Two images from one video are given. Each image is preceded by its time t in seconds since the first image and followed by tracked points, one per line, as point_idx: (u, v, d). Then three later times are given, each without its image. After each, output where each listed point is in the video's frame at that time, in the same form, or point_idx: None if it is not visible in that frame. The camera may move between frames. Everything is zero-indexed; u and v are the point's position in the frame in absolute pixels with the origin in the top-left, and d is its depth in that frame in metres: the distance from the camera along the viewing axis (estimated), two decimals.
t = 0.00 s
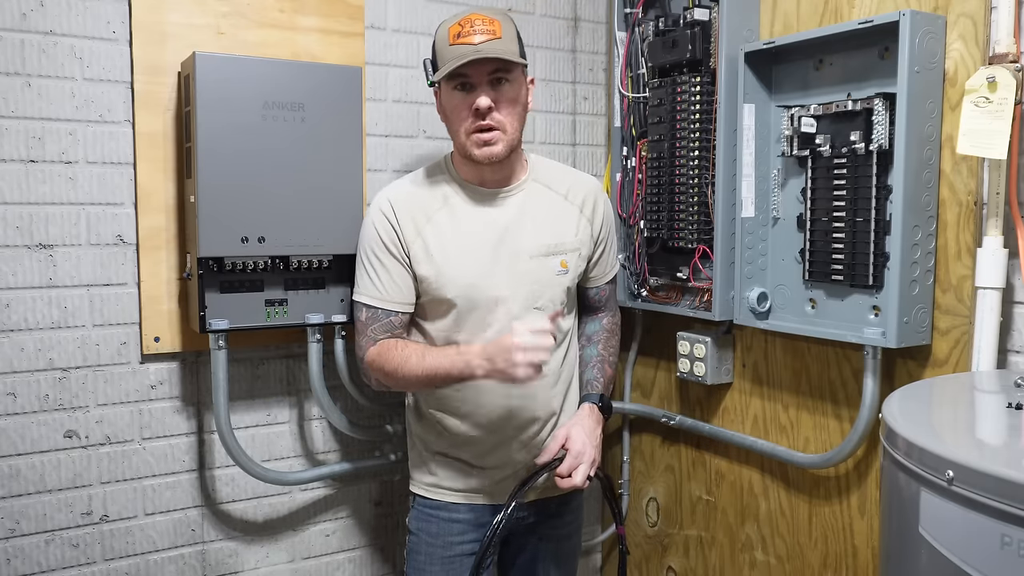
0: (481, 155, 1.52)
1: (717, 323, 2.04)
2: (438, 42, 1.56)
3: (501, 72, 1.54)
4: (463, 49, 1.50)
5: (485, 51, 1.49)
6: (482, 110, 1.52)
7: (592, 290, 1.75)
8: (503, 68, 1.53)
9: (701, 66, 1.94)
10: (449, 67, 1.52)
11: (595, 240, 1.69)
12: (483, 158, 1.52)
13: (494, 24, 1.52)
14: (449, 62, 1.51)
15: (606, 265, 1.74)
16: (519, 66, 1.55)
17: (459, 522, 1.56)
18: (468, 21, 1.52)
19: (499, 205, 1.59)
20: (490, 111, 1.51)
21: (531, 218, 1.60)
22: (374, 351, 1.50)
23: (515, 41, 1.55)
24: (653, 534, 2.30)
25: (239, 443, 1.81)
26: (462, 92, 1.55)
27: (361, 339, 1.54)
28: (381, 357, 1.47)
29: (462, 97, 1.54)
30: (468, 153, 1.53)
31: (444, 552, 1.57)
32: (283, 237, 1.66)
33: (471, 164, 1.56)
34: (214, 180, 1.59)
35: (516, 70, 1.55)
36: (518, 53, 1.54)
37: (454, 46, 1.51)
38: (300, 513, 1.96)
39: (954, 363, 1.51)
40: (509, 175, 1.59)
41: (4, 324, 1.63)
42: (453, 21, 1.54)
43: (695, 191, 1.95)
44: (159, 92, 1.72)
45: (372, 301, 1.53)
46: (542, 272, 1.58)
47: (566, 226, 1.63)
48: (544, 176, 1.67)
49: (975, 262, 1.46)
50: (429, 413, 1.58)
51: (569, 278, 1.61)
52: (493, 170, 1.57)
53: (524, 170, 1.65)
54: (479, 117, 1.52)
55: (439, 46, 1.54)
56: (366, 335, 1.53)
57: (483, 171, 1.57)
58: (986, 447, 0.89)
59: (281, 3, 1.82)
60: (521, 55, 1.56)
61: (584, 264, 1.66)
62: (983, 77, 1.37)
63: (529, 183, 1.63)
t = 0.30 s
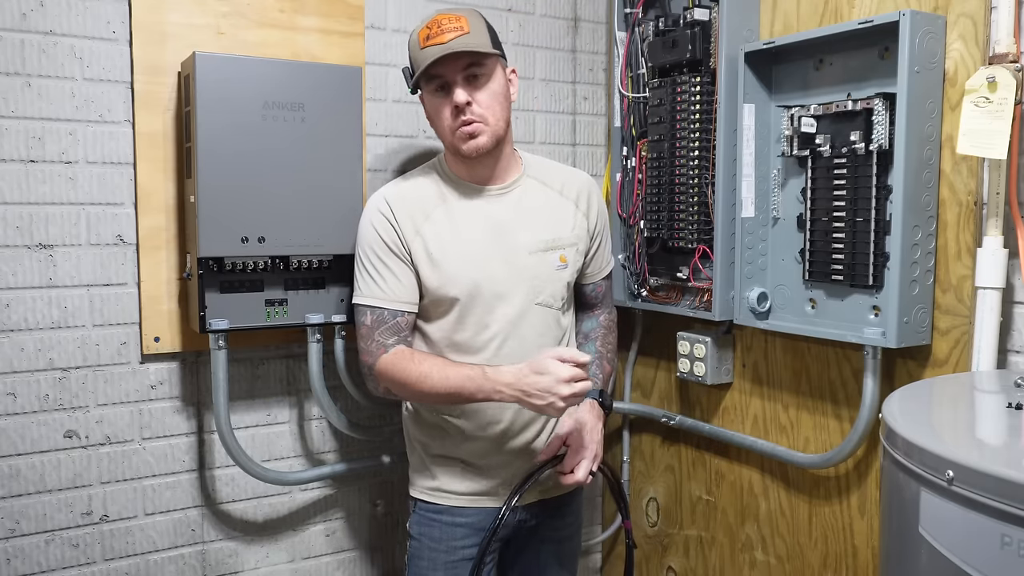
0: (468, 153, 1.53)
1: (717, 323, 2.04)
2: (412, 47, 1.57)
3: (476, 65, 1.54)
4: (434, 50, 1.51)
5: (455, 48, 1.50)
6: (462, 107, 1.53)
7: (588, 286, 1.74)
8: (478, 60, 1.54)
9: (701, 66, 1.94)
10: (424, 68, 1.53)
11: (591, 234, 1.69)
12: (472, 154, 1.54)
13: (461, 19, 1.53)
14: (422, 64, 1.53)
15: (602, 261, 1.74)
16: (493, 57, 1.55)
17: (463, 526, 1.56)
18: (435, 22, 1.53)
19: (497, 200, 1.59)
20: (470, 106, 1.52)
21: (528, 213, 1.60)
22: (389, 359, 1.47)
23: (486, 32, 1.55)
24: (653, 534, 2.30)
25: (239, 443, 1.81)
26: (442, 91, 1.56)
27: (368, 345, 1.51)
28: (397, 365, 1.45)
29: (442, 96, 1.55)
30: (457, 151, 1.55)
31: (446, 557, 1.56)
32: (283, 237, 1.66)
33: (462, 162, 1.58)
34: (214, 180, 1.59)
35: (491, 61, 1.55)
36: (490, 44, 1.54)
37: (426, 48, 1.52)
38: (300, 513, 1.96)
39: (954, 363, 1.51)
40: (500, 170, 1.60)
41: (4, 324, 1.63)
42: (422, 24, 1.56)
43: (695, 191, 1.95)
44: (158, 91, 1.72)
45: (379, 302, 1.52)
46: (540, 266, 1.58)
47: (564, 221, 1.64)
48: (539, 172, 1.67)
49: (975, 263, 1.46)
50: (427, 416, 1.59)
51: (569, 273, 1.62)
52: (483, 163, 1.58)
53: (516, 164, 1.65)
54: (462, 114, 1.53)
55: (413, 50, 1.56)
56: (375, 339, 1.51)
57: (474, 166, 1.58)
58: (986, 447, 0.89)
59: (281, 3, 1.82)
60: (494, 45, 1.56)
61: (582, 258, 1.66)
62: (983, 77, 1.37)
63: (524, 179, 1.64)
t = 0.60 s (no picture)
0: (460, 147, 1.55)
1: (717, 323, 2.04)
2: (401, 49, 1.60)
3: (465, 61, 1.57)
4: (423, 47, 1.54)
5: (443, 43, 1.53)
6: (454, 102, 1.54)
7: (585, 282, 1.74)
8: (466, 55, 1.56)
9: (701, 66, 1.94)
10: (414, 66, 1.57)
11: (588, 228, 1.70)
12: (467, 147, 1.55)
13: (447, 16, 1.56)
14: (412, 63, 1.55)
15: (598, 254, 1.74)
16: (481, 50, 1.57)
17: (469, 530, 1.56)
18: (421, 21, 1.56)
19: (496, 193, 1.60)
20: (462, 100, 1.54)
21: (527, 206, 1.61)
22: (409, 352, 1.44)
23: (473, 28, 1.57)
24: (653, 535, 2.30)
25: (239, 443, 1.81)
26: (433, 88, 1.58)
27: (382, 341, 1.47)
28: (417, 356, 1.42)
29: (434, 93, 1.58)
30: (452, 146, 1.56)
31: (453, 561, 1.57)
32: (283, 237, 1.66)
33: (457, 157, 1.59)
34: (214, 180, 1.59)
35: (479, 55, 1.57)
36: (478, 38, 1.56)
37: (415, 46, 1.55)
38: (300, 513, 1.96)
39: (954, 363, 1.51)
40: (495, 165, 1.61)
41: (4, 324, 1.63)
42: (411, 25, 1.58)
43: (695, 191, 1.95)
44: (158, 92, 1.72)
45: (392, 295, 1.49)
46: (541, 258, 1.58)
47: (562, 215, 1.64)
48: (534, 168, 1.68)
49: (975, 263, 1.46)
50: (428, 418, 1.59)
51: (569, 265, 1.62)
52: (479, 158, 1.59)
53: (512, 160, 1.66)
54: (454, 108, 1.54)
55: (402, 51, 1.59)
56: (390, 333, 1.47)
57: (470, 161, 1.59)
58: (986, 447, 0.89)
59: (281, 3, 1.82)
60: (482, 40, 1.58)
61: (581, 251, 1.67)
62: (983, 77, 1.37)
63: (521, 175, 1.65)
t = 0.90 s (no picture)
0: (471, 146, 1.56)
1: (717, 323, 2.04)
2: (416, 47, 1.61)
3: (480, 62, 1.58)
4: (439, 46, 1.55)
5: (459, 43, 1.54)
6: (468, 101, 1.56)
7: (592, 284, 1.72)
8: (481, 57, 1.57)
9: (701, 66, 1.94)
10: (429, 64, 1.57)
11: (596, 227, 1.69)
12: (478, 146, 1.56)
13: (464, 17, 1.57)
14: (427, 61, 1.56)
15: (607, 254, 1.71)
16: (496, 53, 1.59)
17: (471, 529, 1.56)
18: (438, 20, 1.57)
19: (504, 192, 1.60)
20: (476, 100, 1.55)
21: (534, 205, 1.60)
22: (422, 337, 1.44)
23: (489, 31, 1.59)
24: (653, 535, 2.30)
25: (239, 443, 1.81)
26: (447, 87, 1.59)
27: (398, 327, 1.47)
28: (431, 341, 1.42)
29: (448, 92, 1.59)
30: (463, 144, 1.57)
31: (455, 559, 1.57)
32: (283, 237, 1.66)
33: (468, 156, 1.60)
34: (214, 179, 1.59)
35: (494, 58, 1.59)
36: (493, 40, 1.58)
37: (431, 45, 1.56)
38: (300, 513, 1.96)
39: (953, 363, 1.51)
40: (505, 166, 1.62)
41: (4, 324, 1.63)
42: (427, 24, 1.59)
43: (695, 191, 1.95)
44: (158, 92, 1.72)
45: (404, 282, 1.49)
46: (547, 257, 1.57)
47: (569, 214, 1.63)
48: (540, 167, 1.68)
49: (975, 263, 1.46)
50: (431, 415, 1.60)
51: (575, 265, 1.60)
52: (490, 157, 1.60)
53: (522, 162, 1.67)
54: (468, 108, 1.56)
55: (418, 49, 1.60)
56: (406, 320, 1.47)
57: (480, 160, 1.60)
58: (986, 447, 0.89)
59: (281, 3, 1.82)
60: (497, 42, 1.60)
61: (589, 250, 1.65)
62: (983, 77, 1.37)
63: (529, 175, 1.64)
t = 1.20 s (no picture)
0: (478, 147, 1.57)
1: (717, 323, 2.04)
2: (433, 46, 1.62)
3: (493, 64, 1.58)
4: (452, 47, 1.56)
5: (473, 46, 1.54)
6: (478, 103, 1.56)
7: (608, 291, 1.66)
8: (494, 59, 1.57)
9: (701, 66, 1.94)
10: (442, 65, 1.59)
11: (609, 228, 1.65)
12: (486, 148, 1.57)
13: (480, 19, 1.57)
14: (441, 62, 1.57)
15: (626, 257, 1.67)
16: (509, 56, 1.58)
17: (470, 525, 1.56)
18: (455, 22, 1.58)
19: (513, 192, 1.60)
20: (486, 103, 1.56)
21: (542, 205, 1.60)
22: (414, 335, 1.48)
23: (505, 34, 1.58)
24: (653, 534, 2.30)
25: (238, 443, 1.81)
26: (459, 88, 1.60)
27: (397, 328, 1.51)
28: (422, 342, 1.44)
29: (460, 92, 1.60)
30: (471, 145, 1.58)
31: (454, 554, 1.57)
32: (283, 237, 1.66)
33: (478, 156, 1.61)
34: (214, 180, 1.59)
35: (509, 60, 1.58)
36: (508, 42, 1.57)
37: (446, 46, 1.57)
38: (300, 513, 1.96)
39: (954, 363, 1.51)
40: (516, 167, 1.61)
41: (4, 324, 1.63)
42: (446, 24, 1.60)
43: (695, 191, 1.95)
44: (158, 92, 1.72)
45: (405, 284, 1.53)
46: (551, 258, 1.56)
47: (578, 214, 1.61)
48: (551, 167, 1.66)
49: (975, 263, 1.46)
50: (437, 411, 1.62)
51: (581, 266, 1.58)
52: (498, 158, 1.60)
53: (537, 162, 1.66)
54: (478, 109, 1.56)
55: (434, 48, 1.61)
56: (404, 319, 1.51)
57: (489, 160, 1.61)
58: (986, 447, 0.89)
59: (281, 3, 1.82)
60: (512, 45, 1.59)
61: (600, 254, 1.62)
62: (983, 77, 1.37)
63: (540, 175, 1.63)
